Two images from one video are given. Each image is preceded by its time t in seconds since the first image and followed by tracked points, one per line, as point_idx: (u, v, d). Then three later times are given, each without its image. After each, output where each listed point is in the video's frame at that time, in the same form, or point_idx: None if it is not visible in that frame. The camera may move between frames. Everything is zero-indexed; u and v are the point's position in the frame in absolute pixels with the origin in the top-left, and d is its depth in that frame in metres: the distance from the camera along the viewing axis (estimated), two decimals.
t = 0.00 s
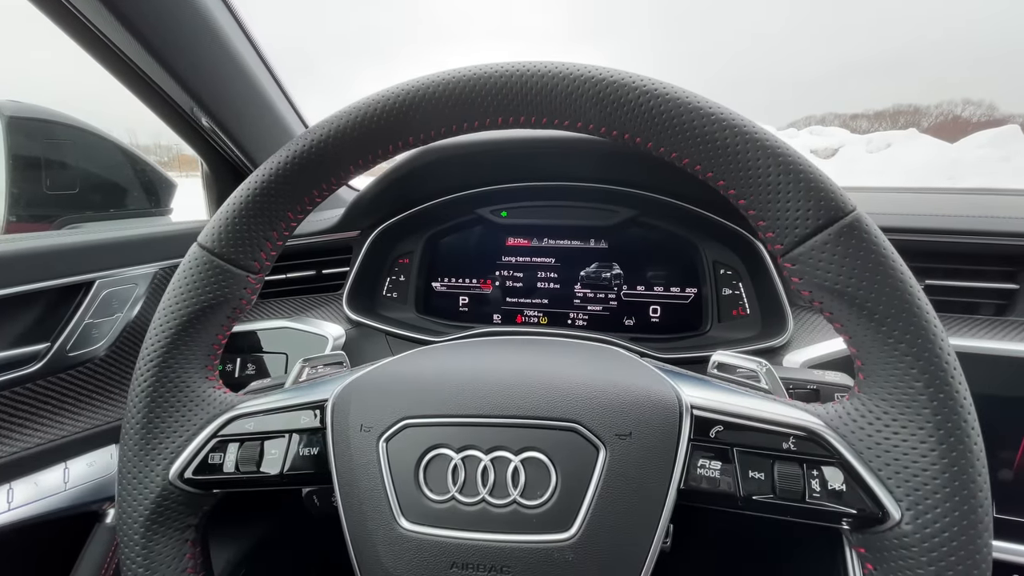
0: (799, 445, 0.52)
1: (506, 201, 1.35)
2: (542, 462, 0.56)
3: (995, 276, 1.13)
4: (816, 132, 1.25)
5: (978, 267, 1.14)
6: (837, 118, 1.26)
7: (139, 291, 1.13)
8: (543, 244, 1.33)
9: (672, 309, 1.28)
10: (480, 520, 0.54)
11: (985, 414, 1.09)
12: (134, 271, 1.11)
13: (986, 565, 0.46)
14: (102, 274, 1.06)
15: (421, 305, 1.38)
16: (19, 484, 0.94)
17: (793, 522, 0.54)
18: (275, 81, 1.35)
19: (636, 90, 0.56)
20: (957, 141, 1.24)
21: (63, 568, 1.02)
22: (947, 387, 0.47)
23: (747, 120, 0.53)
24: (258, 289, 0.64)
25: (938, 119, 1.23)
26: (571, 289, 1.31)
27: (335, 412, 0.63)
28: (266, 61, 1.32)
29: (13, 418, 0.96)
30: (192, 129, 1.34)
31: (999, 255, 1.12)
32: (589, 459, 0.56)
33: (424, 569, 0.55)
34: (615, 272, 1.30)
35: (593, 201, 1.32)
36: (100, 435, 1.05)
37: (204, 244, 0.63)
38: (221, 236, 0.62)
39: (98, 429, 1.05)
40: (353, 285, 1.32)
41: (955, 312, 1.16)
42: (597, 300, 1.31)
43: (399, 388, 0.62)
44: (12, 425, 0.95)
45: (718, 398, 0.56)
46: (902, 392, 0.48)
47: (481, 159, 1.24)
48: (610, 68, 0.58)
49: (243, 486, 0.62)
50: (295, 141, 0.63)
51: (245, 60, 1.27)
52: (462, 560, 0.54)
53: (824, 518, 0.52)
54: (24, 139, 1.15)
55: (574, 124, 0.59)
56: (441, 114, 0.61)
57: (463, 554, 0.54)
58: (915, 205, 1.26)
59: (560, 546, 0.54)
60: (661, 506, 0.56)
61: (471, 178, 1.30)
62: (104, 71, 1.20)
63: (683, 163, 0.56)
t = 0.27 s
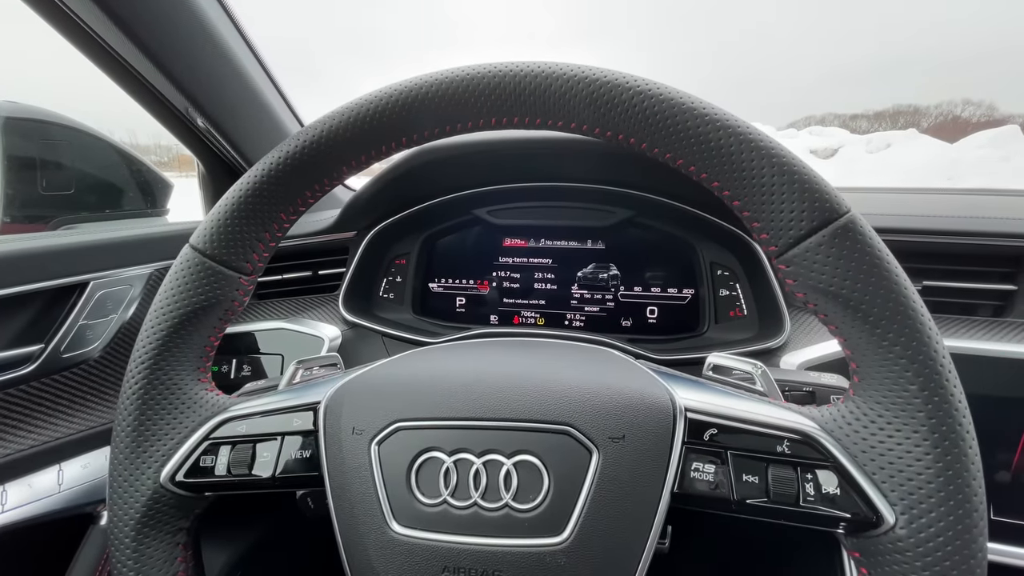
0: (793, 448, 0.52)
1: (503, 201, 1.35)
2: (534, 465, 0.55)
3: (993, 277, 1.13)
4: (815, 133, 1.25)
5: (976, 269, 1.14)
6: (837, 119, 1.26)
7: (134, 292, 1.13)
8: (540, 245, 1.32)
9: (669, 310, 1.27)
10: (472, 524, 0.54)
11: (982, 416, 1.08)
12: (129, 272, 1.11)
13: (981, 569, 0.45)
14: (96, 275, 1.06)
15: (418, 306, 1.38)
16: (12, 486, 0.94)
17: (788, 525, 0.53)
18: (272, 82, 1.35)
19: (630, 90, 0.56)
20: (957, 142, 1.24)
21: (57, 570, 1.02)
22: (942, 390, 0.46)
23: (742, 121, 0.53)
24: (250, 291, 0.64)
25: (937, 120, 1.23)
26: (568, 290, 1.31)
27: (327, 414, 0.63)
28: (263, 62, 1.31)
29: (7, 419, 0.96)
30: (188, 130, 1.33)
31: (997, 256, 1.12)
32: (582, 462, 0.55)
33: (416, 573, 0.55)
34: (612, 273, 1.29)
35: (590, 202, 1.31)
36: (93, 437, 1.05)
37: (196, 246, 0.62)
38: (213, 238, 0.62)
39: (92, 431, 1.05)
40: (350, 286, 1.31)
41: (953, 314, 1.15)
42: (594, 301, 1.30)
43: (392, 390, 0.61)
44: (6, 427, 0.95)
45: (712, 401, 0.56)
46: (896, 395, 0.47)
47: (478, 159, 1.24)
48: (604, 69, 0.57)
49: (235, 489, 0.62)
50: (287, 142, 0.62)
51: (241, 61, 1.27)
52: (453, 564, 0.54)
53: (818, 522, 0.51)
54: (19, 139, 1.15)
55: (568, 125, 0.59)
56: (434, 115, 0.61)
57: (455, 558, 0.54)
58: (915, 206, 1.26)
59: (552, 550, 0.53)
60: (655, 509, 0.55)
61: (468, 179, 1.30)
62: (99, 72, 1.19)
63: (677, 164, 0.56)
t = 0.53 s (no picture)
0: (786, 453, 0.51)
1: (499, 202, 1.34)
2: (524, 470, 0.54)
3: (990, 279, 1.13)
4: (815, 133, 1.24)
5: (973, 270, 1.13)
6: (836, 119, 1.25)
7: (125, 293, 1.12)
8: (536, 245, 1.32)
9: (665, 310, 1.27)
10: (461, 529, 0.53)
11: (979, 418, 1.08)
12: (121, 274, 1.10)
13: None
14: (87, 276, 1.05)
15: (413, 307, 1.37)
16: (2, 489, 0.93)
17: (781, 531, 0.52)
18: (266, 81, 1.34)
19: (621, 89, 0.55)
20: (958, 142, 1.23)
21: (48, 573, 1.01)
22: (937, 393, 0.46)
23: (734, 120, 0.52)
24: (238, 292, 0.63)
25: (937, 120, 1.22)
26: (564, 290, 1.30)
27: (315, 418, 0.62)
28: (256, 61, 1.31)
29: None
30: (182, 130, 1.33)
31: (996, 257, 1.11)
32: (573, 466, 0.55)
33: None
34: (608, 274, 1.29)
35: (586, 202, 1.31)
36: (83, 440, 1.04)
37: (182, 247, 0.61)
38: (200, 239, 0.61)
39: (83, 433, 1.05)
40: (344, 286, 1.30)
41: (950, 315, 1.15)
42: (590, 302, 1.30)
43: (381, 393, 0.61)
44: None
45: (705, 404, 0.55)
46: (890, 399, 0.46)
47: (473, 159, 1.23)
48: (594, 67, 0.56)
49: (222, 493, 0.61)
50: (275, 141, 0.62)
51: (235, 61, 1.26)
52: (441, 570, 0.53)
53: (811, 527, 0.51)
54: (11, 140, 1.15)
55: (559, 124, 0.58)
56: (423, 114, 0.60)
57: (443, 563, 0.53)
58: (914, 205, 1.25)
59: (542, 556, 0.53)
60: (646, 514, 0.55)
61: (463, 179, 1.29)
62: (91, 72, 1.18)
63: (669, 164, 0.55)
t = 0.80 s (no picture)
0: (787, 452, 0.51)
1: (499, 202, 1.34)
2: (525, 469, 0.55)
3: (990, 279, 1.13)
4: (814, 133, 1.24)
5: (973, 270, 1.13)
6: (837, 119, 1.25)
7: (126, 293, 1.12)
8: (536, 245, 1.32)
9: (665, 311, 1.27)
10: (462, 529, 0.53)
11: (979, 418, 1.08)
12: (122, 274, 1.10)
13: None
14: (88, 277, 1.05)
15: (413, 307, 1.37)
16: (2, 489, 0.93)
17: (782, 531, 0.52)
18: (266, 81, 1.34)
19: (622, 89, 0.55)
20: (957, 142, 1.23)
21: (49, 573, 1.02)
22: (937, 394, 0.46)
23: (734, 120, 0.52)
24: (239, 293, 0.63)
25: (937, 120, 1.22)
26: (564, 291, 1.30)
27: (317, 418, 0.62)
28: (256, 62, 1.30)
29: None
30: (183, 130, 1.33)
31: (996, 257, 1.11)
32: (574, 466, 0.55)
33: None
34: (608, 274, 1.29)
35: (586, 202, 1.31)
36: (84, 439, 1.05)
37: (184, 247, 0.61)
38: (202, 239, 0.61)
39: (83, 433, 1.05)
40: (345, 287, 1.31)
41: (950, 315, 1.15)
42: (590, 302, 1.30)
43: (382, 393, 0.61)
44: None
45: (705, 404, 0.55)
46: (890, 399, 0.46)
47: (473, 160, 1.23)
48: (595, 68, 0.57)
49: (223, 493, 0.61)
50: (276, 141, 0.62)
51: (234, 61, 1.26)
52: (442, 569, 0.53)
53: (812, 527, 0.51)
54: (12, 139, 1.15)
55: (560, 124, 0.58)
56: (424, 115, 0.60)
57: (444, 563, 0.53)
58: (914, 205, 1.25)
59: (543, 555, 0.53)
60: (647, 514, 0.55)
61: (464, 179, 1.29)
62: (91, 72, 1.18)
63: (669, 165, 0.55)
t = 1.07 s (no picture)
0: (786, 453, 0.51)
1: (499, 203, 1.34)
2: (525, 470, 0.55)
3: (990, 280, 1.13)
4: (813, 134, 1.24)
5: (973, 271, 1.13)
6: (837, 119, 1.25)
7: (126, 294, 1.12)
8: (536, 246, 1.32)
9: (665, 311, 1.27)
10: (462, 530, 0.54)
11: (979, 419, 1.08)
12: (122, 274, 1.10)
13: None
14: (88, 277, 1.05)
15: (413, 308, 1.37)
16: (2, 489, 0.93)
17: (781, 531, 0.53)
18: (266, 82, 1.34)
19: (622, 91, 0.55)
20: (956, 143, 1.24)
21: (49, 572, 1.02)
22: (936, 394, 0.46)
23: (734, 121, 0.53)
24: (240, 293, 0.63)
25: (937, 121, 1.22)
26: (564, 291, 1.31)
27: (318, 418, 0.62)
28: (257, 62, 1.30)
29: None
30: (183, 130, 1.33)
31: (996, 258, 1.11)
32: (574, 466, 0.55)
33: None
34: (608, 275, 1.29)
35: (586, 203, 1.31)
36: (85, 440, 1.05)
37: (185, 248, 0.61)
38: (203, 240, 0.61)
39: (83, 433, 1.05)
40: (345, 287, 1.31)
41: (950, 316, 1.15)
42: (590, 303, 1.30)
43: (383, 393, 0.61)
44: None
45: (705, 404, 0.55)
46: (890, 399, 0.47)
47: (473, 160, 1.23)
48: (595, 70, 0.57)
49: (224, 493, 0.61)
50: (277, 143, 0.62)
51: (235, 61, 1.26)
52: (443, 569, 0.53)
53: (811, 528, 0.51)
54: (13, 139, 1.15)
55: (560, 126, 0.58)
56: (425, 115, 0.60)
57: (444, 564, 0.53)
58: (914, 205, 1.25)
59: (543, 555, 0.53)
60: (647, 514, 0.55)
61: (464, 179, 1.30)
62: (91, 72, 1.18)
63: (670, 166, 0.55)
